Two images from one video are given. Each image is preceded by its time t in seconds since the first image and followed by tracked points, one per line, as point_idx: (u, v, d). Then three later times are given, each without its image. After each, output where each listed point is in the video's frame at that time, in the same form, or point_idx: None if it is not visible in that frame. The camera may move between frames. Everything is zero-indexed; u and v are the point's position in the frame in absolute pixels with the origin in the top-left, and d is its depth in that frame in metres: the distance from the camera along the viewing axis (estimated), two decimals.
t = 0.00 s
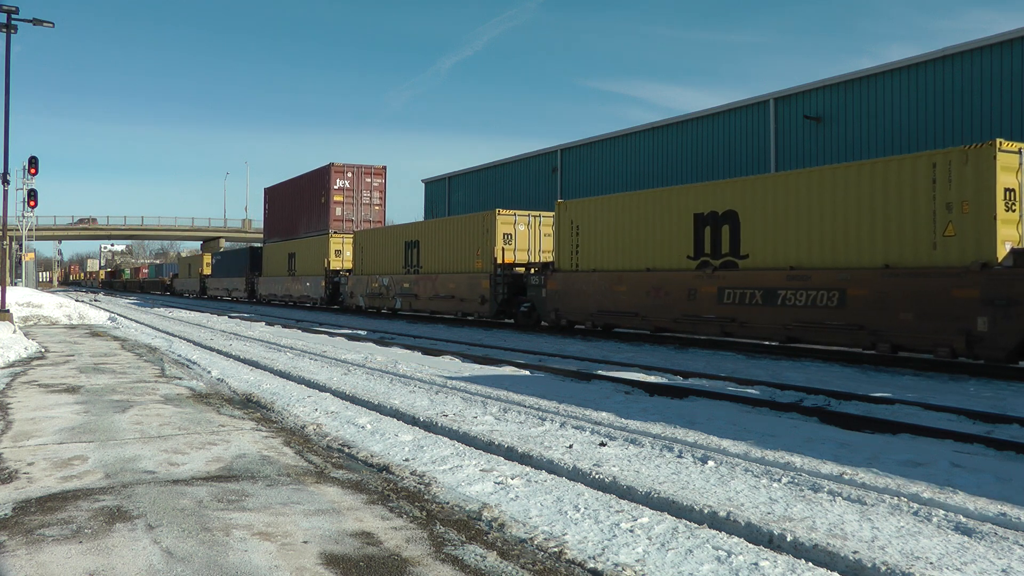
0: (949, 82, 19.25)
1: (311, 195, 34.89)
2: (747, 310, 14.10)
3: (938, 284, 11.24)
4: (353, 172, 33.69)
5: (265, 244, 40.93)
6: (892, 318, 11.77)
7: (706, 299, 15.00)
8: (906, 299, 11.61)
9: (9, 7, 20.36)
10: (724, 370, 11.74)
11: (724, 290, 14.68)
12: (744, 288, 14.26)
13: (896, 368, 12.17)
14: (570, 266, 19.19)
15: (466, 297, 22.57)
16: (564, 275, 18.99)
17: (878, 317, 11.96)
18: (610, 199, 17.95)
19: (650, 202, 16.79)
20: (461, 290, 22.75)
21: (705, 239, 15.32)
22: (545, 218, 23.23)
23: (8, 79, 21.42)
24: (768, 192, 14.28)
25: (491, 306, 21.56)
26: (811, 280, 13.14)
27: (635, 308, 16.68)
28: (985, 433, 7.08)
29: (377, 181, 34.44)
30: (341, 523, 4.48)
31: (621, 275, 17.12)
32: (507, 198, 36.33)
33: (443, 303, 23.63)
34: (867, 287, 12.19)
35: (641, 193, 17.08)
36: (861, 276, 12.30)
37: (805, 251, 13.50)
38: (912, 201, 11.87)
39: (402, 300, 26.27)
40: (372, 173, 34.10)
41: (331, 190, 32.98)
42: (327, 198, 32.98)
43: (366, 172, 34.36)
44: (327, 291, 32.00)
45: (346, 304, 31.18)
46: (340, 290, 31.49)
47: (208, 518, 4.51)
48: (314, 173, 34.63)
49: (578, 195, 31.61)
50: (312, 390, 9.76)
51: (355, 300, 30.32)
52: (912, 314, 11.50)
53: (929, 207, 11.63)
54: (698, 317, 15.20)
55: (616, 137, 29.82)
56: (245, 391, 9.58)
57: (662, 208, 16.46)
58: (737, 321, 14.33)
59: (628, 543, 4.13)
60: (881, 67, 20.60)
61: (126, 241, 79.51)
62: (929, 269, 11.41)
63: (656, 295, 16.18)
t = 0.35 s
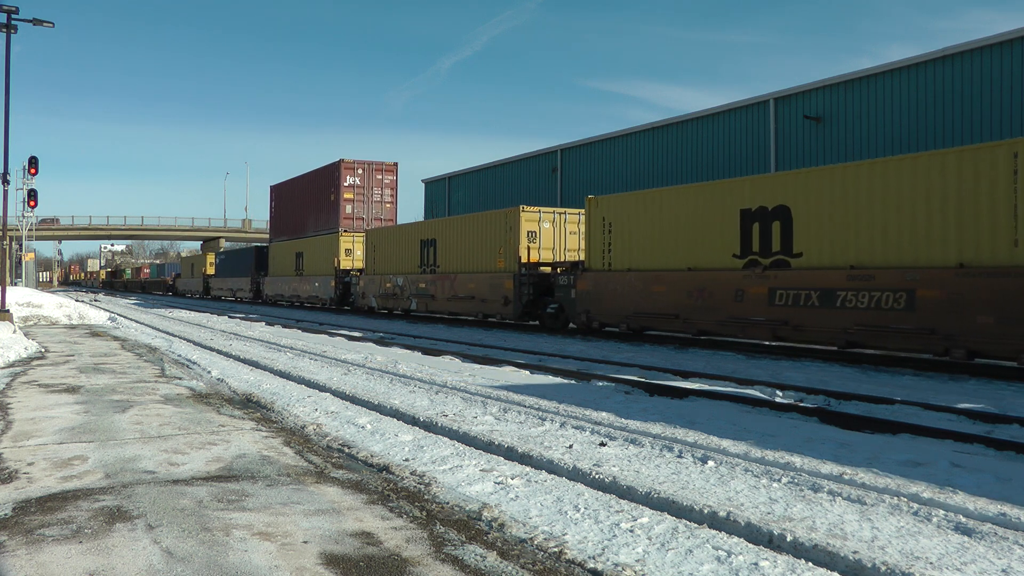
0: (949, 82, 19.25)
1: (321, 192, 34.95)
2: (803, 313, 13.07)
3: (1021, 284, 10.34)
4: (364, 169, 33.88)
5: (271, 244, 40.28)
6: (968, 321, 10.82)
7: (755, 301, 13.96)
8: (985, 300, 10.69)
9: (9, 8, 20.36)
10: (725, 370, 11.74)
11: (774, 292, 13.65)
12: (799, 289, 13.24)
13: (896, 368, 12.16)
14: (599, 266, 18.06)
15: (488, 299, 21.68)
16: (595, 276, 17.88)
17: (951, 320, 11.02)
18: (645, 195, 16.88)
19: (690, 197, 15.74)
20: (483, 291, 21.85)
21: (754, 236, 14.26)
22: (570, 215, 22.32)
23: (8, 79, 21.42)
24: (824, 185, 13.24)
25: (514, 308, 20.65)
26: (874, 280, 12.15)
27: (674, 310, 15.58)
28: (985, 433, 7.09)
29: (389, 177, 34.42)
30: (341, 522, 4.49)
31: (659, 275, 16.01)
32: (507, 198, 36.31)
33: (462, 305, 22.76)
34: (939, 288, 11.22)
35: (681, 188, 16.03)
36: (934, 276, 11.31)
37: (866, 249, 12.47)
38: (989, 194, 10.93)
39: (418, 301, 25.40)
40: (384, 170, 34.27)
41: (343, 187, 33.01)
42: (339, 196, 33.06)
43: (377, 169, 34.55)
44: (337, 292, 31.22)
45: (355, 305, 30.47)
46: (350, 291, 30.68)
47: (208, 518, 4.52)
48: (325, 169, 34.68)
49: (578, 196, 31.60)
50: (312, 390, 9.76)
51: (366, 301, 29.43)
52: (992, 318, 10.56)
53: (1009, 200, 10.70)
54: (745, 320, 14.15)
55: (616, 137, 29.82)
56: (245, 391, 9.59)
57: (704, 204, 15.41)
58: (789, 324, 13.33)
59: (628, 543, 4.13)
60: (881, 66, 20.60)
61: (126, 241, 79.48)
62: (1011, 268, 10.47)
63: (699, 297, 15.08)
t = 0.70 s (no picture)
0: (949, 82, 19.25)
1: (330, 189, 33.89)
2: (865, 315, 12.12)
3: None
4: (376, 165, 32.71)
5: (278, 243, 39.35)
6: None
7: (811, 302, 12.97)
8: None
9: (9, 8, 20.37)
10: (725, 370, 11.73)
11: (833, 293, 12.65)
12: (862, 289, 12.25)
13: (896, 368, 12.16)
14: (636, 266, 16.99)
15: (512, 299, 20.57)
16: (630, 276, 16.87)
17: None
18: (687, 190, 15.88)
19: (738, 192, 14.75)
20: (506, 291, 20.74)
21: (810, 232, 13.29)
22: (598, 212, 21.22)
23: (8, 79, 21.42)
24: (888, 180, 12.24)
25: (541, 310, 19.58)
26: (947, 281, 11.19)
27: (720, 312, 14.62)
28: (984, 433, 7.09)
29: (400, 174, 33.42)
30: (341, 522, 4.49)
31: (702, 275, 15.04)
32: (507, 199, 36.29)
33: (483, 306, 21.66)
34: None
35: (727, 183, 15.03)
36: (1016, 274, 10.41)
37: (936, 246, 11.49)
38: None
39: (436, 301, 24.23)
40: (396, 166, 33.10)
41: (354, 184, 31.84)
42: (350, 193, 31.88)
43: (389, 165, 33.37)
44: (348, 292, 30.17)
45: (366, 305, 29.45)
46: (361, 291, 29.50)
47: (208, 519, 4.52)
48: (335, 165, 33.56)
49: (578, 196, 31.60)
50: (312, 390, 9.76)
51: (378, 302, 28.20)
52: None
53: None
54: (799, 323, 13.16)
55: (616, 137, 29.83)
56: (245, 391, 9.59)
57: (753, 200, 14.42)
58: (849, 329, 12.35)
59: (628, 543, 4.13)
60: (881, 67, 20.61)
61: (126, 241, 79.43)
62: None
63: (747, 298, 14.10)
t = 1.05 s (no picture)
0: (949, 83, 19.24)
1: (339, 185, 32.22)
2: (936, 319, 11.08)
3: None
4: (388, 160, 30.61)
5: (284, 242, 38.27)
6: None
7: (875, 304, 11.92)
8: None
9: (9, 7, 20.37)
10: (725, 370, 11.71)
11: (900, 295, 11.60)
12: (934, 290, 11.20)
13: (896, 368, 12.16)
14: (675, 266, 15.88)
15: (538, 301, 19.56)
16: (667, 276, 15.80)
17: None
18: (730, 184, 14.87)
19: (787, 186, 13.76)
20: (531, 292, 19.72)
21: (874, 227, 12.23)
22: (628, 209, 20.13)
23: (8, 79, 21.43)
24: (961, 177, 11.23)
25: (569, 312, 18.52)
26: None
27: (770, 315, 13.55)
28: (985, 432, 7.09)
29: (413, 170, 31.29)
30: (342, 522, 4.48)
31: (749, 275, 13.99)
32: (507, 198, 36.28)
33: (506, 307, 20.59)
34: None
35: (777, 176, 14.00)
36: None
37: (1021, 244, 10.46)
38: None
39: (455, 303, 23.19)
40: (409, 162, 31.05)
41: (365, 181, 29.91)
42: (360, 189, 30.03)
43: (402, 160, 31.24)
44: (359, 292, 29.36)
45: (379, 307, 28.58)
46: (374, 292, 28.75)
47: (208, 518, 4.52)
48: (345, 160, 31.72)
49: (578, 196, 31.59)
50: (312, 390, 9.76)
51: (391, 303, 27.25)
52: None
53: None
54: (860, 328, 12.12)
55: (616, 137, 29.81)
56: (245, 391, 9.59)
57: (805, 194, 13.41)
58: (919, 333, 11.31)
59: (628, 543, 4.13)
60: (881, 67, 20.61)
61: (126, 241, 79.39)
62: None
63: (802, 300, 13.03)
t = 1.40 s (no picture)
0: (949, 83, 19.25)
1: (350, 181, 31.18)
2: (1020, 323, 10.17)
3: None
4: (402, 156, 29.49)
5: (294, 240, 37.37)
6: None
7: (947, 306, 11.01)
8: None
9: (9, 8, 20.37)
10: (725, 370, 11.70)
11: (977, 296, 10.69)
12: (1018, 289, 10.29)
13: (896, 368, 12.16)
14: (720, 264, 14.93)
15: (567, 302, 18.53)
16: (712, 276, 14.82)
17: None
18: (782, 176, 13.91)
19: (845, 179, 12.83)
20: (561, 293, 18.74)
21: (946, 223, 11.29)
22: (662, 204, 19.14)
23: (8, 79, 21.44)
24: None
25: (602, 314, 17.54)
26: None
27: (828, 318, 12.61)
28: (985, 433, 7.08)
29: (428, 168, 30.05)
30: (341, 522, 4.48)
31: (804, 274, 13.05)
32: (507, 198, 36.28)
33: (534, 308, 19.62)
34: None
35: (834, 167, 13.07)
36: None
37: None
38: None
39: (475, 304, 22.12)
40: (424, 158, 29.94)
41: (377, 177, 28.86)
42: (373, 186, 28.99)
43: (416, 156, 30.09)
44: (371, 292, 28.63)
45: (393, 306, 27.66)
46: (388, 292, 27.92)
47: (208, 518, 4.52)
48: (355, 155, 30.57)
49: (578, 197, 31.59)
50: (312, 390, 9.76)
51: (406, 304, 26.17)
52: None
53: None
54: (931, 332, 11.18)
55: (616, 137, 29.81)
56: (245, 391, 9.59)
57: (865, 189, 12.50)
58: (1000, 338, 10.38)
59: (628, 543, 4.13)
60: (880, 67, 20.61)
61: (126, 241, 79.34)
62: None
63: (864, 302, 12.10)
